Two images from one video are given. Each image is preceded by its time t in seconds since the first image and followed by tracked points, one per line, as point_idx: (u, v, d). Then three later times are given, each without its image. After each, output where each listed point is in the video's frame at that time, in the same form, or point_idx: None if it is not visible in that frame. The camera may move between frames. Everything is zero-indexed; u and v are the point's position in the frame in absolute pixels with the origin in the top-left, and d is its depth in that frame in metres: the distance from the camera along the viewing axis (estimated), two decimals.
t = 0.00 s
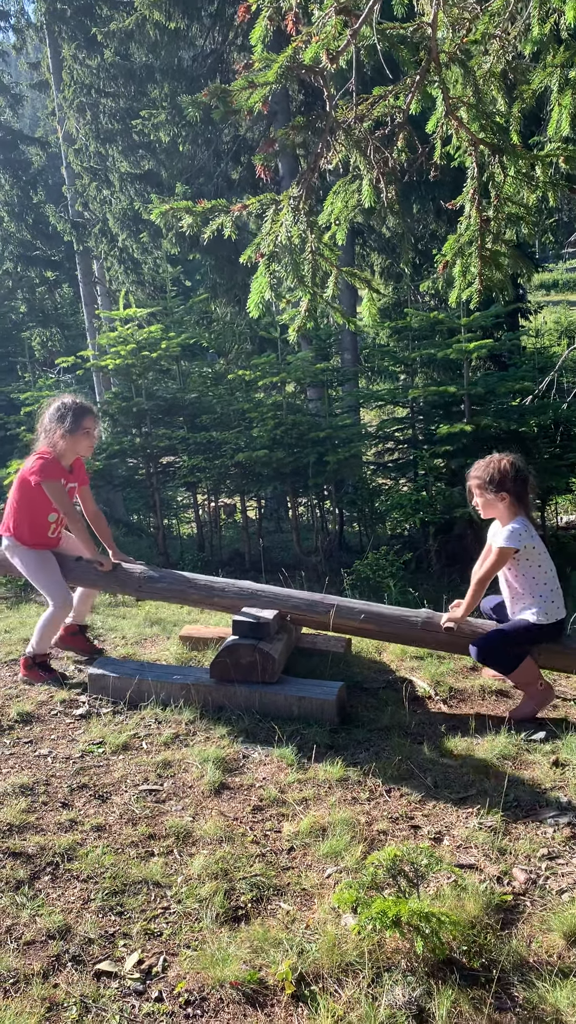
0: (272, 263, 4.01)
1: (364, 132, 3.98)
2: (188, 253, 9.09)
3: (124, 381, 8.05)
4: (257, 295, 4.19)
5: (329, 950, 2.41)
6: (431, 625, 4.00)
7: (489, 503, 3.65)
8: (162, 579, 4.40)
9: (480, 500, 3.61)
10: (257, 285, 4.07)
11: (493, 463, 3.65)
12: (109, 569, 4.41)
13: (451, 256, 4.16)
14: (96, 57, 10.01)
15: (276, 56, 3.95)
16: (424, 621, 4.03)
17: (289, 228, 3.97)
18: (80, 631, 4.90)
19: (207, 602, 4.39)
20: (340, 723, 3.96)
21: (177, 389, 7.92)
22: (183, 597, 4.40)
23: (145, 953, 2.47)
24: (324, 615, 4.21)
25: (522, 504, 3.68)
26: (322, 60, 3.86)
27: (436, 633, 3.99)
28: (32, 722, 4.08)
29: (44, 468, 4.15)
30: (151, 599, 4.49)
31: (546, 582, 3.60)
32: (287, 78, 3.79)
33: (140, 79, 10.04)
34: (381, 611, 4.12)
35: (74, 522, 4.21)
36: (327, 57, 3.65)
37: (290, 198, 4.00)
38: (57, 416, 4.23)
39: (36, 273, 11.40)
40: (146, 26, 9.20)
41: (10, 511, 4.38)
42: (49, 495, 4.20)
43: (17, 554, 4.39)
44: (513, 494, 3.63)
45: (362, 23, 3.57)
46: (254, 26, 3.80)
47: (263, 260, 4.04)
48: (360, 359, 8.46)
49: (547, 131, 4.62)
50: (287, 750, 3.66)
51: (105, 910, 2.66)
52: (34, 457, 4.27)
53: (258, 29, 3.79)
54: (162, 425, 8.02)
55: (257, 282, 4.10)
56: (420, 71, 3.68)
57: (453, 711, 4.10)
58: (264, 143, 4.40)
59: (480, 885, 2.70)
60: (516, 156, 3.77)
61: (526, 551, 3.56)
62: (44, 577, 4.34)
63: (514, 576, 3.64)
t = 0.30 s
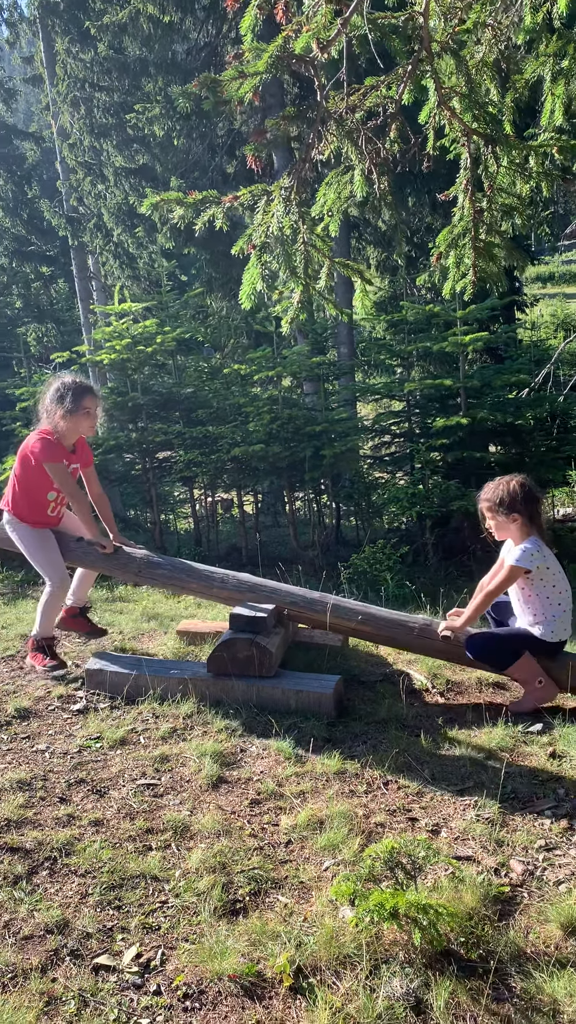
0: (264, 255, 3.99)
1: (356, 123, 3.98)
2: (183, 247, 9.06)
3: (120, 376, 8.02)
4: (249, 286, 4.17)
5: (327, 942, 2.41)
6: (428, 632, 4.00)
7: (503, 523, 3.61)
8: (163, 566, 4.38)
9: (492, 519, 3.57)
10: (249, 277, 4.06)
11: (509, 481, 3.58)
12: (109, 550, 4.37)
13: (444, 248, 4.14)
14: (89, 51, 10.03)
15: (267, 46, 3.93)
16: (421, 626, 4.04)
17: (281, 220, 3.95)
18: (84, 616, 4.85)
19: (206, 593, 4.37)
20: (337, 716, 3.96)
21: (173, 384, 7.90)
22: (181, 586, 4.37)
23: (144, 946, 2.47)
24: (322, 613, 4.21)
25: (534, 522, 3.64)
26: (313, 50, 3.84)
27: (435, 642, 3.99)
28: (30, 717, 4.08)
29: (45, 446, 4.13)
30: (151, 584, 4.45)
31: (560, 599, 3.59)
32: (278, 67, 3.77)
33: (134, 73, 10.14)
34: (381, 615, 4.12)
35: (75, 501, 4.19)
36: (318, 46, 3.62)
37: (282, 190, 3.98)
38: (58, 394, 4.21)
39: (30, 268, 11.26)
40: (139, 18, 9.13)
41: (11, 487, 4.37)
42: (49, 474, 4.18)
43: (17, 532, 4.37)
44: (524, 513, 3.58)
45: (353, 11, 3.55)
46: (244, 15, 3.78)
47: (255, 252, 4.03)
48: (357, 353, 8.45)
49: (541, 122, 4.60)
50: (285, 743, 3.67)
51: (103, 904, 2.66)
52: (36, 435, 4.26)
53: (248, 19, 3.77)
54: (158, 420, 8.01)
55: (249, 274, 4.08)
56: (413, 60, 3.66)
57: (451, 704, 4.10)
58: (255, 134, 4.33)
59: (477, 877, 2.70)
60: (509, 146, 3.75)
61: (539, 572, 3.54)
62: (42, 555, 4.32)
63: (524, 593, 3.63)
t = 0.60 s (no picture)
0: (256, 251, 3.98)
1: (348, 117, 3.95)
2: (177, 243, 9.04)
3: (115, 372, 8.01)
4: (242, 281, 4.16)
5: (325, 936, 2.42)
6: (424, 620, 4.01)
7: (498, 507, 3.60)
8: (157, 567, 4.39)
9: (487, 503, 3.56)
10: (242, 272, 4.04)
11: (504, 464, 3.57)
12: (103, 555, 4.40)
13: (438, 242, 4.13)
14: (84, 46, 9.90)
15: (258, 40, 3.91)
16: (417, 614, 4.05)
17: (273, 215, 3.93)
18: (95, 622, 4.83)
19: (201, 592, 4.39)
20: (335, 712, 3.97)
21: (169, 380, 7.89)
22: (176, 585, 4.39)
23: (142, 942, 2.47)
24: (318, 605, 4.22)
25: (530, 504, 3.62)
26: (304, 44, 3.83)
27: (433, 629, 4.00)
28: (27, 714, 4.08)
29: (33, 453, 4.11)
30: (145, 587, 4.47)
31: (557, 582, 3.58)
32: (269, 62, 3.75)
33: (129, 67, 10.12)
34: (377, 606, 4.13)
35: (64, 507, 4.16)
36: (309, 40, 3.60)
37: (274, 185, 3.96)
38: (46, 400, 4.17)
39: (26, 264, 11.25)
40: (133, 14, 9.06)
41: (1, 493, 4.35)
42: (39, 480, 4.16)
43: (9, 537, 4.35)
44: (520, 496, 3.56)
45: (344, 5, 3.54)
46: (235, 9, 3.76)
47: (247, 247, 4.02)
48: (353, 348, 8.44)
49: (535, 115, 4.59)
50: (282, 739, 3.67)
51: (101, 900, 2.67)
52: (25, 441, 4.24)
53: (239, 13, 3.75)
54: (154, 417, 7.97)
55: (241, 269, 4.07)
56: (405, 54, 3.64)
57: (448, 698, 4.10)
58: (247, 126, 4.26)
59: (474, 870, 2.71)
60: (503, 140, 3.73)
61: (536, 554, 3.53)
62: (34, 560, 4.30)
63: (522, 576, 3.62)
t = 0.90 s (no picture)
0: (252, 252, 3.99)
1: (344, 119, 3.95)
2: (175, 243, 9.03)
3: (113, 373, 8.00)
4: (238, 283, 4.17)
5: (322, 937, 2.42)
6: (417, 584, 4.01)
7: (458, 456, 3.64)
8: (149, 589, 4.38)
9: (447, 456, 3.60)
10: (238, 273, 4.05)
11: (456, 413, 3.63)
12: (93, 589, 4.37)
13: (434, 244, 4.13)
14: (81, 47, 9.93)
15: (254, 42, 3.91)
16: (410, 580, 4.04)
17: (269, 217, 3.94)
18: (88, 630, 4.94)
19: (197, 601, 4.38)
20: (333, 712, 3.97)
21: (167, 381, 7.88)
22: (170, 604, 4.39)
23: (140, 943, 2.48)
24: (317, 594, 4.23)
25: (489, 451, 3.67)
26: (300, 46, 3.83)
27: (427, 591, 3.99)
28: (25, 715, 4.08)
29: (21, 501, 4.14)
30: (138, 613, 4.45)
31: (528, 521, 3.63)
32: (265, 64, 3.75)
33: (126, 68, 10.07)
34: (370, 580, 4.13)
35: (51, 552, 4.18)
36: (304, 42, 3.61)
37: (270, 187, 3.96)
38: (31, 449, 4.22)
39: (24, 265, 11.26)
40: (131, 14, 9.09)
41: None
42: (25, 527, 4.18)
43: None
44: (478, 442, 3.62)
45: (339, 8, 3.54)
46: (230, 12, 3.76)
47: (243, 249, 4.02)
48: (351, 348, 8.45)
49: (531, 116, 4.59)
50: (280, 740, 3.67)
51: (99, 901, 2.67)
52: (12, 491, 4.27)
53: (235, 15, 3.75)
54: (152, 417, 7.95)
55: (237, 271, 4.08)
56: (400, 56, 3.65)
57: (445, 699, 4.10)
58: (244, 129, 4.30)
59: (471, 870, 2.71)
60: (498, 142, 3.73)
61: (502, 495, 3.58)
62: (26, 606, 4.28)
63: (494, 521, 3.66)
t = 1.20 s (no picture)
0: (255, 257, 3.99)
1: (348, 124, 3.95)
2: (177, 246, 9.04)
3: (115, 375, 8.00)
4: (242, 288, 4.18)
5: (324, 942, 2.42)
6: (412, 564, 4.02)
7: (425, 427, 3.72)
8: (149, 605, 4.36)
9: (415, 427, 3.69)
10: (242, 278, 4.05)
11: (421, 385, 3.72)
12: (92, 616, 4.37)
13: (437, 248, 4.13)
14: (84, 49, 10.00)
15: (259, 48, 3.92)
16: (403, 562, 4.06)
17: (274, 222, 3.94)
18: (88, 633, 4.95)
19: (197, 611, 4.35)
20: (333, 716, 3.96)
21: (168, 384, 7.88)
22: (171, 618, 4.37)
23: (140, 947, 2.47)
24: (321, 591, 4.22)
25: (457, 419, 3.74)
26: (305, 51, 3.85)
27: (421, 570, 4.01)
28: (26, 718, 4.07)
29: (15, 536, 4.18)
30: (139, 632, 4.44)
31: (502, 486, 3.67)
32: (270, 69, 3.76)
33: (129, 71, 10.18)
34: (365, 571, 4.16)
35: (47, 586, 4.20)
36: (310, 48, 3.62)
37: (274, 191, 3.97)
38: (25, 485, 4.25)
39: (26, 267, 11.28)
40: (134, 17, 9.16)
41: None
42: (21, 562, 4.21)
43: None
44: (444, 411, 3.69)
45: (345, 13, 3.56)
46: (235, 18, 3.77)
47: (248, 254, 4.03)
48: (352, 351, 8.46)
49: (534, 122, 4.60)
50: (281, 743, 3.67)
51: (100, 905, 2.66)
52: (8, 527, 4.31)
53: (240, 21, 3.76)
54: (153, 419, 7.95)
55: (242, 275, 4.08)
56: (404, 62, 3.66)
57: (446, 703, 4.10)
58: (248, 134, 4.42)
59: (472, 875, 2.71)
60: (502, 147, 3.74)
61: (473, 461, 3.64)
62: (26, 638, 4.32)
63: (468, 489, 3.71)
